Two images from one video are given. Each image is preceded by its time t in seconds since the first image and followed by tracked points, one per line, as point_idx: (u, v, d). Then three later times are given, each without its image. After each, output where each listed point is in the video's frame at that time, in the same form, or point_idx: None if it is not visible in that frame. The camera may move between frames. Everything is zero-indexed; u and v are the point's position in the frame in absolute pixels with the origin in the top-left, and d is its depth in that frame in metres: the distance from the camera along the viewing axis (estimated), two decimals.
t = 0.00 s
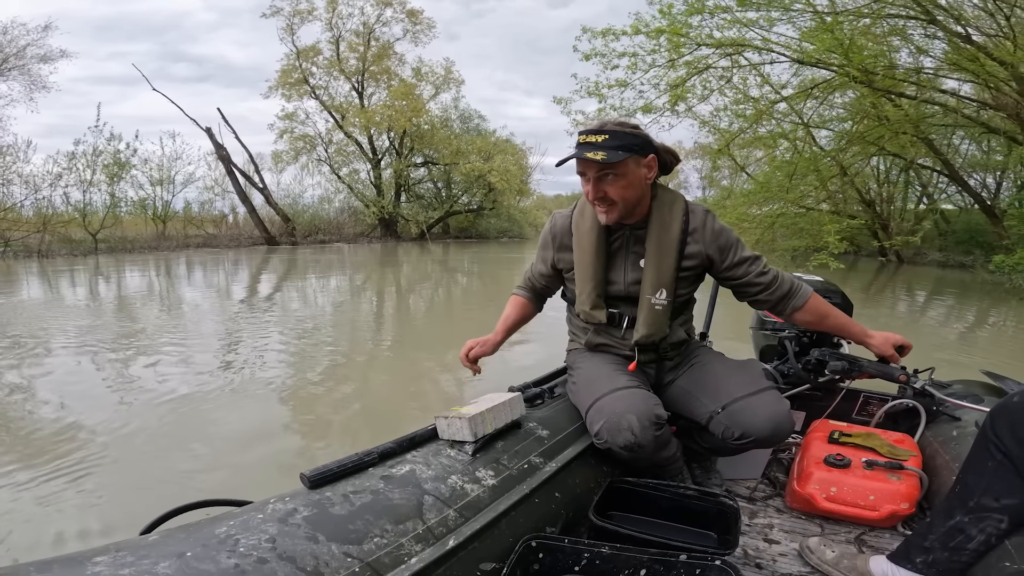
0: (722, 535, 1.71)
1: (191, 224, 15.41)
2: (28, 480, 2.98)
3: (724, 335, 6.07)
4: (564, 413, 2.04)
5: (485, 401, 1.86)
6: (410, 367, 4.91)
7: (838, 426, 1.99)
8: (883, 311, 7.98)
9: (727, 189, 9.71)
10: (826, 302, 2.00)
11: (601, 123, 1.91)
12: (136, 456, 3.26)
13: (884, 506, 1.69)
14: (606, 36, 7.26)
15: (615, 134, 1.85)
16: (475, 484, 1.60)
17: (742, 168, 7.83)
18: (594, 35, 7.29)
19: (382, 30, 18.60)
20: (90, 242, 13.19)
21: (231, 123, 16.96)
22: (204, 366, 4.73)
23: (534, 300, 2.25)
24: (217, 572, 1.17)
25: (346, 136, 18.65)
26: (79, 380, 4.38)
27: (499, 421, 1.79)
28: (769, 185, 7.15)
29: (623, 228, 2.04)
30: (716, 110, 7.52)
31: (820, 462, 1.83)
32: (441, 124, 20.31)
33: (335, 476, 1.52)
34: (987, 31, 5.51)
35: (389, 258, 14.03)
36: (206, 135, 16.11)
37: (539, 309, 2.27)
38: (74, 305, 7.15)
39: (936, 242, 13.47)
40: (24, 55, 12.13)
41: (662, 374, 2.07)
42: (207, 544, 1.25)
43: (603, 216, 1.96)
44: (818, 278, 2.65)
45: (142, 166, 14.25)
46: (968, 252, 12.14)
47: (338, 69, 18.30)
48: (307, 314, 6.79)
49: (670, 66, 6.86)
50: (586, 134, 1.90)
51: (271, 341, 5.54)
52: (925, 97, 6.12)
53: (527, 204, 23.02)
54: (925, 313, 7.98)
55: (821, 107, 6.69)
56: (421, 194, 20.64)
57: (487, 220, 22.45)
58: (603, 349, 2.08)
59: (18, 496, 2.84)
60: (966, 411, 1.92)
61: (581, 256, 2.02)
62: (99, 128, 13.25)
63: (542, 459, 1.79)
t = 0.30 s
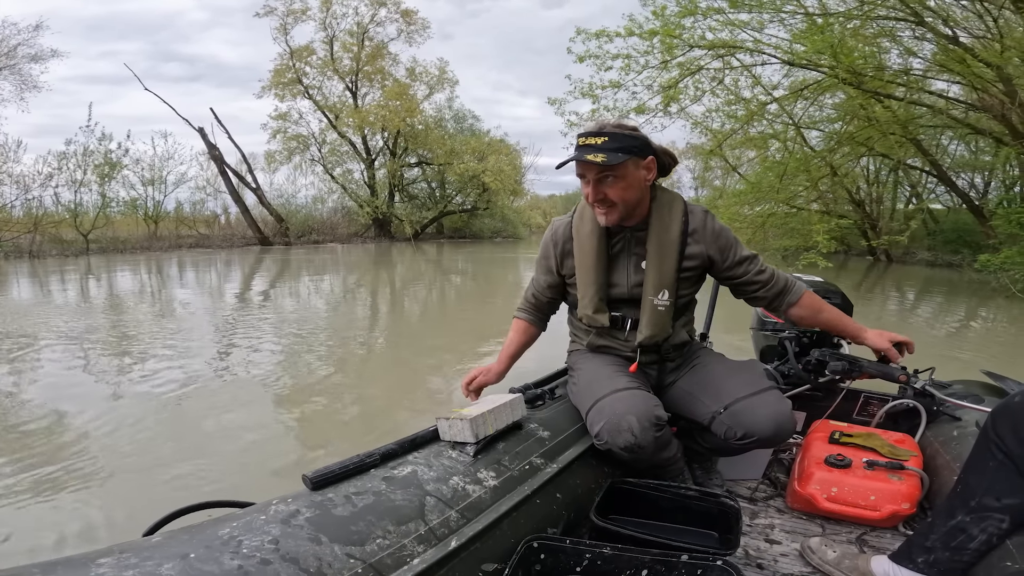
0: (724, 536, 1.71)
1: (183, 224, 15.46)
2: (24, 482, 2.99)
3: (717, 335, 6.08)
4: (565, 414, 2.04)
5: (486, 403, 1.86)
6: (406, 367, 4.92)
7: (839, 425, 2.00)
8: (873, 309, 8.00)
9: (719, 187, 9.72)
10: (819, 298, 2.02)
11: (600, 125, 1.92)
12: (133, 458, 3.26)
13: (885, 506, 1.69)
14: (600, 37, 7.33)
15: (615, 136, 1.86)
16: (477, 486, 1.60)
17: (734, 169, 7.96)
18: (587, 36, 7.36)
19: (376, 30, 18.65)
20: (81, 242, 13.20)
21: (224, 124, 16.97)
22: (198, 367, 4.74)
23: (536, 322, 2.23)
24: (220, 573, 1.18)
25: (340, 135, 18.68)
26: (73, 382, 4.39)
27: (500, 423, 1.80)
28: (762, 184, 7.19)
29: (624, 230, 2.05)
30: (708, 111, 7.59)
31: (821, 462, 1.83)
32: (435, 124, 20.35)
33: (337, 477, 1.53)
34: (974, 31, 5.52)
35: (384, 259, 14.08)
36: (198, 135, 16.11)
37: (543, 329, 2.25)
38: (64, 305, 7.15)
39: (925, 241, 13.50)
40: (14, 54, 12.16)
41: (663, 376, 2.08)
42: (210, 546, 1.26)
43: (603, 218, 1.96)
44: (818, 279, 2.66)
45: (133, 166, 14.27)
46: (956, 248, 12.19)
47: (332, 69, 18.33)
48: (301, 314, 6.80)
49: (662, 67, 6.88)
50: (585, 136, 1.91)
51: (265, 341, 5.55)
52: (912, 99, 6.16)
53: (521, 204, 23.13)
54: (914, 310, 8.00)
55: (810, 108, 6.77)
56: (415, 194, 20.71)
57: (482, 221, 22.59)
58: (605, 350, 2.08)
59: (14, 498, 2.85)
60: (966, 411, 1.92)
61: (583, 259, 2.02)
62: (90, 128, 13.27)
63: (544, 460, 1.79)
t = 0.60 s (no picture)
0: (726, 537, 1.71)
1: (173, 224, 15.33)
2: (16, 485, 2.95)
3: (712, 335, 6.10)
4: (566, 415, 2.04)
5: (487, 405, 1.85)
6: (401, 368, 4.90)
7: (840, 426, 2.00)
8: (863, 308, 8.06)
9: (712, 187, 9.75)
10: (813, 307, 2.04)
11: (611, 125, 1.91)
12: (126, 459, 3.23)
13: (887, 506, 1.69)
14: (594, 39, 7.40)
15: (625, 135, 1.85)
16: (479, 488, 1.59)
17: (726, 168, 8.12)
18: (581, 38, 7.41)
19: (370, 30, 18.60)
20: (71, 243, 13.05)
21: (216, 124, 16.85)
22: (191, 368, 4.70)
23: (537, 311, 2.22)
24: None
25: (333, 136, 18.47)
26: (64, 383, 4.34)
27: (501, 424, 1.79)
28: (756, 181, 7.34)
29: (632, 231, 2.05)
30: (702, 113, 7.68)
31: (823, 462, 1.83)
32: (428, 124, 20.34)
33: (339, 480, 1.52)
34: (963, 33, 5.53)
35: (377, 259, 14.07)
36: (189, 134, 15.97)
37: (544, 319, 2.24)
38: (53, 306, 7.08)
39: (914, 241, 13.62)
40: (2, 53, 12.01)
41: (665, 377, 2.08)
42: (212, 549, 1.24)
43: (612, 217, 1.97)
44: (818, 279, 2.65)
45: (123, 165, 14.13)
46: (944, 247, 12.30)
47: (325, 69, 18.26)
48: (294, 315, 6.76)
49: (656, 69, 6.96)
50: (595, 134, 1.90)
51: (258, 342, 5.51)
52: (900, 99, 6.21)
53: (513, 204, 23.23)
54: (904, 309, 8.06)
55: (801, 109, 6.72)
56: (407, 194, 20.70)
57: (475, 221, 22.65)
58: (608, 351, 2.08)
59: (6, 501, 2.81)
60: (968, 411, 1.93)
61: (589, 258, 2.01)
62: (80, 128, 13.14)
63: (545, 462, 1.78)
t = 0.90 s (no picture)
0: (727, 538, 1.71)
1: (165, 225, 15.20)
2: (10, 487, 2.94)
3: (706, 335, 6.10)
4: (567, 416, 2.04)
5: (488, 406, 1.85)
6: (395, 368, 4.90)
7: (842, 427, 2.00)
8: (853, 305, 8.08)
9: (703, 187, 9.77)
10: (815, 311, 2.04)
11: (616, 125, 1.92)
12: (121, 460, 3.23)
13: (887, 507, 1.69)
14: (587, 42, 7.59)
15: (629, 136, 1.86)
16: (479, 489, 1.60)
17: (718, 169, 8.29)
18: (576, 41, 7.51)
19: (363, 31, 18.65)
20: (62, 244, 12.93)
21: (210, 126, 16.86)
22: (184, 369, 4.70)
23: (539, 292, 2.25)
24: None
25: (326, 136, 18.60)
26: (56, 386, 4.33)
27: (501, 426, 1.79)
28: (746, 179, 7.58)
29: (636, 231, 2.05)
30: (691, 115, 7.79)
31: (823, 463, 1.83)
32: (422, 124, 20.42)
33: (339, 481, 1.52)
34: (948, 33, 6.02)
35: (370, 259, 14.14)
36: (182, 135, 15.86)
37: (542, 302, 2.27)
38: (40, 308, 7.05)
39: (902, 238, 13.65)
40: None
41: (666, 378, 2.08)
42: (212, 551, 1.24)
43: (615, 218, 1.97)
44: (818, 279, 2.65)
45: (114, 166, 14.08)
46: (933, 247, 12.44)
47: (318, 70, 18.29)
48: (287, 316, 6.77)
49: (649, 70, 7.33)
50: (600, 135, 1.90)
51: (251, 343, 5.52)
52: (889, 101, 6.53)
53: (507, 204, 23.35)
54: (893, 306, 8.09)
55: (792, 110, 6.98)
56: (401, 194, 20.79)
57: (469, 221, 22.86)
58: (610, 351, 2.08)
59: None
60: (969, 411, 1.93)
61: (592, 257, 2.02)
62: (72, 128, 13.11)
63: (546, 463, 1.79)
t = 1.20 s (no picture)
0: (725, 537, 1.71)
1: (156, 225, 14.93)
2: None
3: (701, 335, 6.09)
4: (567, 414, 2.04)
5: (487, 404, 1.85)
6: (388, 369, 4.89)
7: (841, 427, 2.00)
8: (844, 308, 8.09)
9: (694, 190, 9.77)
10: (816, 310, 2.04)
11: (616, 124, 1.91)
12: (113, 460, 3.20)
13: (886, 508, 1.69)
14: (580, 44, 7.60)
15: (628, 135, 1.85)
16: (478, 487, 1.59)
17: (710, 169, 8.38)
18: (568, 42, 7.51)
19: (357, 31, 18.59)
20: (53, 245, 12.61)
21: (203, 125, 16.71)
22: (175, 370, 4.67)
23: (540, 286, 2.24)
24: None
25: (319, 136, 18.52)
26: (44, 387, 4.28)
27: (500, 424, 1.79)
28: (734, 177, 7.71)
29: (636, 230, 2.05)
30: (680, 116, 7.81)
31: (823, 463, 1.83)
32: (416, 124, 20.41)
33: (338, 479, 1.52)
34: (935, 35, 5.98)
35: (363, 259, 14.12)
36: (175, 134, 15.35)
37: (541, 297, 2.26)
38: (23, 310, 6.95)
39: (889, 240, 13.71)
40: None
41: (666, 377, 2.08)
42: (210, 548, 1.24)
43: (615, 217, 1.97)
44: (818, 279, 2.65)
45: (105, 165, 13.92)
46: (921, 246, 12.45)
47: (312, 70, 18.21)
48: (278, 317, 6.73)
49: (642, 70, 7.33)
50: (599, 134, 1.90)
51: (243, 343, 5.49)
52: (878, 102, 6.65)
53: (500, 204, 23.41)
54: (883, 306, 8.11)
55: (781, 110, 7.02)
56: (394, 194, 20.81)
57: (462, 220, 22.95)
58: (609, 350, 2.08)
59: None
60: (968, 412, 1.93)
61: (592, 255, 2.02)
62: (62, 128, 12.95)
63: (545, 461, 1.79)
